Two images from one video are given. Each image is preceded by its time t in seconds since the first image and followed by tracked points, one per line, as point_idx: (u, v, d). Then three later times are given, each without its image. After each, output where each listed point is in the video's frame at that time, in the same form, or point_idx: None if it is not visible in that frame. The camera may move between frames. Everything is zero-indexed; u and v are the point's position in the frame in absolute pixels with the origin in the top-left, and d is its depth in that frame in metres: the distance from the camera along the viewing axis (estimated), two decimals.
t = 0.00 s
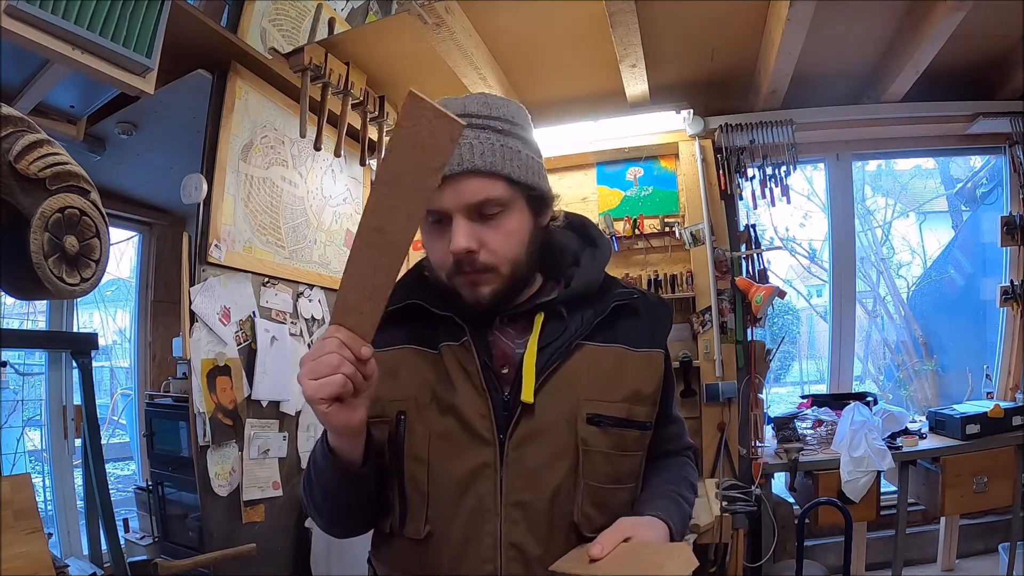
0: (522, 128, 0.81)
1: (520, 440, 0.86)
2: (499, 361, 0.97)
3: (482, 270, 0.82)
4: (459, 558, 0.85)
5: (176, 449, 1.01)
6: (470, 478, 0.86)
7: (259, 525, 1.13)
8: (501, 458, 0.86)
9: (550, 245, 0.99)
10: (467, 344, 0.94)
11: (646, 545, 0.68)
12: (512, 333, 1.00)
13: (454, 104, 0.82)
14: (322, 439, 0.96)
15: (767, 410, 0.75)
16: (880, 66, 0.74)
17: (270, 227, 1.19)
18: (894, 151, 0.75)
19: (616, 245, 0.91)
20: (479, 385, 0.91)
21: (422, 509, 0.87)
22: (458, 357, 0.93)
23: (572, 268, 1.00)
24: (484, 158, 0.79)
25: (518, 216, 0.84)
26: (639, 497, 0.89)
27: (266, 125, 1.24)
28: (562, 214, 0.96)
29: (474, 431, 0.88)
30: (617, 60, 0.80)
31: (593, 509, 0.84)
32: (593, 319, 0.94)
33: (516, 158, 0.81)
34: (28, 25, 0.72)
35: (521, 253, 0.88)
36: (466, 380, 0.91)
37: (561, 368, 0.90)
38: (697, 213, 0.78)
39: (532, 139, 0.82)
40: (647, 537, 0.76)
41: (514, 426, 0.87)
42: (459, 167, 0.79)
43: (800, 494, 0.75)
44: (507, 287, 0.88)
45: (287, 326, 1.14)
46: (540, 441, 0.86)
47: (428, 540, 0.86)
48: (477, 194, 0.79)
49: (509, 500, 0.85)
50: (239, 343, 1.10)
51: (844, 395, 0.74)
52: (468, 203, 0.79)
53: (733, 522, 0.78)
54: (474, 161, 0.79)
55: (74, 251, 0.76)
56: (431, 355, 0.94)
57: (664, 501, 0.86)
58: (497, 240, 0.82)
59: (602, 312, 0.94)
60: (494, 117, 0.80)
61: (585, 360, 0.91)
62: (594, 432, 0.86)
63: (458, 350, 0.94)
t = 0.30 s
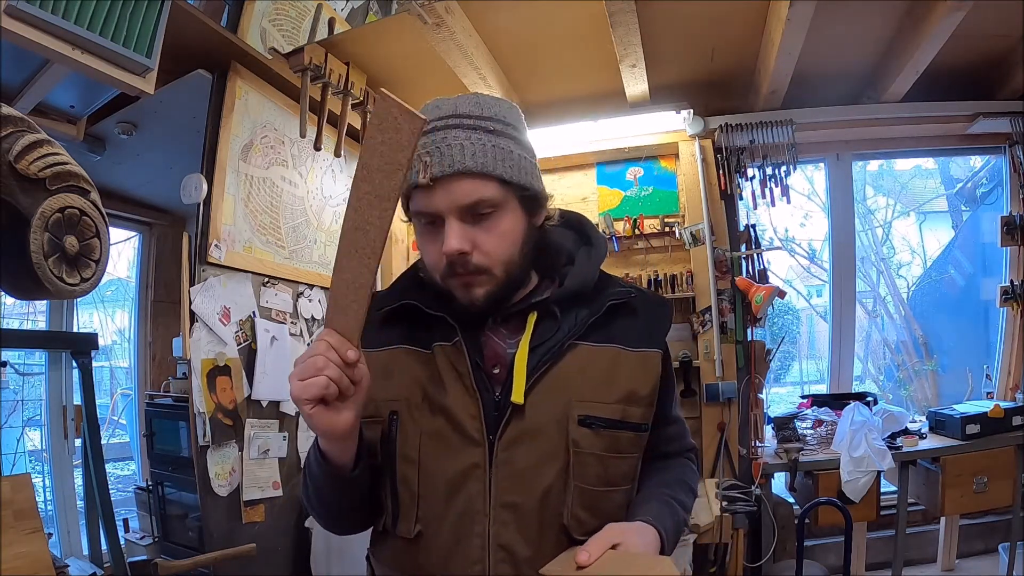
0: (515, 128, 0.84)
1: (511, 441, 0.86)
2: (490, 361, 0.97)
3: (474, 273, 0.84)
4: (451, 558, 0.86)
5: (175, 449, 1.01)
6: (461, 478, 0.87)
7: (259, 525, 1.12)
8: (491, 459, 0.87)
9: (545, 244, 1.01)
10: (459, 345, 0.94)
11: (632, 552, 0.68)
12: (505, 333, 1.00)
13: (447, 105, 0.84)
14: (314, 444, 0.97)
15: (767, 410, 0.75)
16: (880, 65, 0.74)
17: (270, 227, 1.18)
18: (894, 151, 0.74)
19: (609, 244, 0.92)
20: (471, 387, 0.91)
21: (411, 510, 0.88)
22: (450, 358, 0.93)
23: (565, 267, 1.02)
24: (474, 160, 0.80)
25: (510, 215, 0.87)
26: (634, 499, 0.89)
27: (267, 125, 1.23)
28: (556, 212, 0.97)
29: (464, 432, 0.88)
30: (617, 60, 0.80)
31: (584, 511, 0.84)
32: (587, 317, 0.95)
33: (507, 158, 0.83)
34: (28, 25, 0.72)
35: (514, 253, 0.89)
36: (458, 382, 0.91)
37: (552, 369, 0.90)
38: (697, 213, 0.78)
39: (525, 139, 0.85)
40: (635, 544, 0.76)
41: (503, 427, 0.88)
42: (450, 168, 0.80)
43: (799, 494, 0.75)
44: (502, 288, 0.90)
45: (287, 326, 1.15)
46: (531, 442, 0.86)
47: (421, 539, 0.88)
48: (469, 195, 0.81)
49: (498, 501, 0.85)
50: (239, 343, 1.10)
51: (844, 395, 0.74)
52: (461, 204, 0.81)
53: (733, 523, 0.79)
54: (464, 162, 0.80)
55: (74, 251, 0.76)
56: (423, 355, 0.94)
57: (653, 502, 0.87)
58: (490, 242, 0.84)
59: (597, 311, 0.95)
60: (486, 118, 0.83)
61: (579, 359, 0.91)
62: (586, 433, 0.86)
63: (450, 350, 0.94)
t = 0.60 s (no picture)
0: (518, 129, 0.84)
1: (511, 438, 0.86)
2: (490, 359, 0.97)
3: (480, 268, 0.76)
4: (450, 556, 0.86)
5: (176, 449, 1.01)
6: (461, 477, 0.87)
7: (258, 525, 1.14)
8: (490, 457, 0.86)
9: (546, 243, 1.00)
10: (458, 342, 0.94)
11: (639, 550, 0.66)
12: (504, 332, 1.00)
13: (451, 105, 0.84)
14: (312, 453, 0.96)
15: (767, 410, 0.76)
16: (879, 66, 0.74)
17: (270, 228, 1.21)
18: (895, 151, 0.75)
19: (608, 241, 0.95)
20: (470, 383, 0.91)
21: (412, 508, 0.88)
22: (450, 355, 0.93)
23: (565, 266, 1.01)
24: (482, 155, 0.79)
25: (514, 212, 0.85)
26: (633, 498, 0.89)
27: (266, 125, 1.27)
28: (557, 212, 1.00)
29: (464, 431, 0.88)
30: (617, 60, 0.80)
31: (584, 510, 0.84)
32: (586, 317, 0.93)
33: (513, 156, 0.83)
34: (28, 25, 0.72)
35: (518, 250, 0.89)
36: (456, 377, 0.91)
37: (553, 366, 0.90)
38: (697, 213, 0.79)
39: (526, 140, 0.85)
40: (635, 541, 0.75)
41: (503, 425, 0.87)
42: (458, 164, 0.79)
43: (799, 494, 0.76)
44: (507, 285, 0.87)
45: (287, 326, 1.19)
46: (531, 440, 0.86)
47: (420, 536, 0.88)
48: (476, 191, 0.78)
49: (497, 499, 0.85)
50: (239, 343, 1.12)
51: (844, 395, 0.75)
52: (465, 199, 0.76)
53: (733, 523, 0.77)
54: (472, 158, 0.79)
55: (74, 251, 0.75)
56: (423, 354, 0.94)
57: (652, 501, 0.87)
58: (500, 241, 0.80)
59: (596, 311, 0.94)
60: (490, 117, 0.83)
61: (579, 357, 0.90)
62: (585, 431, 0.86)
63: (450, 349, 0.94)
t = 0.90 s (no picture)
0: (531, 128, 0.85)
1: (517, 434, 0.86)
2: (495, 357, 0.98)
3: (501, 268, 0.83)
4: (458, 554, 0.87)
5: (176, 449, 1.00)
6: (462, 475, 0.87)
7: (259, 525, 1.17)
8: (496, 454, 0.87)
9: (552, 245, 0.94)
10: (464, 341, 0.95)
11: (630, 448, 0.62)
12: (508, 330, 1.00)
13: (472, 106, 0.84)
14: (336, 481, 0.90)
15: (767, 410, 0.75)
16: (879, 66, 0.74)
17: (270, 227, 1.23)
18: (895, 151, 0.75)
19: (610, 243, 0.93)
20: (476, 383, 0.92)
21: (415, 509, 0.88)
22: (455, 354, 0.94)
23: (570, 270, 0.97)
24: (511, 156, 0.80)
25: (536, 213, 0.86)
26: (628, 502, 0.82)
27: (266, 124, 1.27)
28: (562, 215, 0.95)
29: (469, 428, 0.88)
30: (617, 60, 0.80)
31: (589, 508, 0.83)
32: (590, 317, 0.92)
33: (536, 158, 0.83)
34: (28, 25, 0.72)
35: (535, 251, 0.88)
36: (461, 375, 0.92)
37: (556, 365, 0.89)
38: (697, 213, 0.78)
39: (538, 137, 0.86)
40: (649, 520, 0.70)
41: (508, 421, 0.88)
42: (486, 165, 0.80)
43: (800, 493, 0.75)
44: (525, 283, 0.89)
45: (287, 326, 1.22)
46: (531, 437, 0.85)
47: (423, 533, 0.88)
48: (501, 193, 0.81)
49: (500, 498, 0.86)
50: (239, 343, 1.13)
51: (844, 395, 0.74)
52: (493, 200, 0.81)
53: (732, 523, 0.78)
54: (501, 158, 0.80)
55: (74, 251, 0.74)
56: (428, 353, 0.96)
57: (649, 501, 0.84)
58: (520, 240, 0.84)
59: (596, 312, 0.92)
60: (512, 120, 0.83)
61: (582, 358, 0.90)
62: (590, 427, 0.83)
63: (455, 347, 0.95)
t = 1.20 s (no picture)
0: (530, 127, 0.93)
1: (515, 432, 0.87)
2: (492, 357, 1.01)
3: (502, 267, 0.93)
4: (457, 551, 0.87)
5: (176, 449, 1.00)
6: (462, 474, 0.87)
7: (259, 525, 1.17)
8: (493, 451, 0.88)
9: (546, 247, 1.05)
10: (463, 341, 0.98)
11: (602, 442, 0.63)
12: (507, 330, 1.06)
13: (472, 109, 0.93)
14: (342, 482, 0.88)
15: (767, 410, 0.75)
16: (878, 66, 0.74)
17: (270, 227, 1.23)
18: (894, 151, 0.75)
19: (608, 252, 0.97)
20: (474, 380, 0.94)
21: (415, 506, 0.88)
22: (454, 353, 0.97)
23: (567, 271, 1.06)
24: (510, 157, 0.91)
25: (535, 211, 0.99)
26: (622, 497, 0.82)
27: (266, 125, 1.29)
28: (561, 216, 1.04)
29: (469, 426, 0.89)
30: (617, 60, 0.79)
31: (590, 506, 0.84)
32: (587, 316, 0.99)
33: (534, 157, 0.93)
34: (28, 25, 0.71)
35: (533, 248, 0.99)
36: (461, 374, 0.95)
37: (556, 359, 0.95)
38: (697, 213, 0.78)
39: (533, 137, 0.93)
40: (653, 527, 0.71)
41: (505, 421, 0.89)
42: (488, 166, 0.92)
43: (799, 493, 0.75)
44: (525, 280, 0.99)
45: (287, 326, 1.19)
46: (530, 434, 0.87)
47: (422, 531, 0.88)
48: (499, 193, 0.93)
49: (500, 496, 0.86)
50: (239, 343, 1.14)
51: (844, 395, 0.74)
52: (494, 200, 0.93)
53: (733, 523, 0.77)
54: (501, 160, 0.91)
55: (74, 251, 0.74)
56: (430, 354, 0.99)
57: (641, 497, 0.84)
58: (518, 237, 0.95)
59: (594, 311, 1.00)
60: (511, 120, 0.90)
61: (579, 354, 0.96)
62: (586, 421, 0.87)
63: (455, 347, 0.98)
